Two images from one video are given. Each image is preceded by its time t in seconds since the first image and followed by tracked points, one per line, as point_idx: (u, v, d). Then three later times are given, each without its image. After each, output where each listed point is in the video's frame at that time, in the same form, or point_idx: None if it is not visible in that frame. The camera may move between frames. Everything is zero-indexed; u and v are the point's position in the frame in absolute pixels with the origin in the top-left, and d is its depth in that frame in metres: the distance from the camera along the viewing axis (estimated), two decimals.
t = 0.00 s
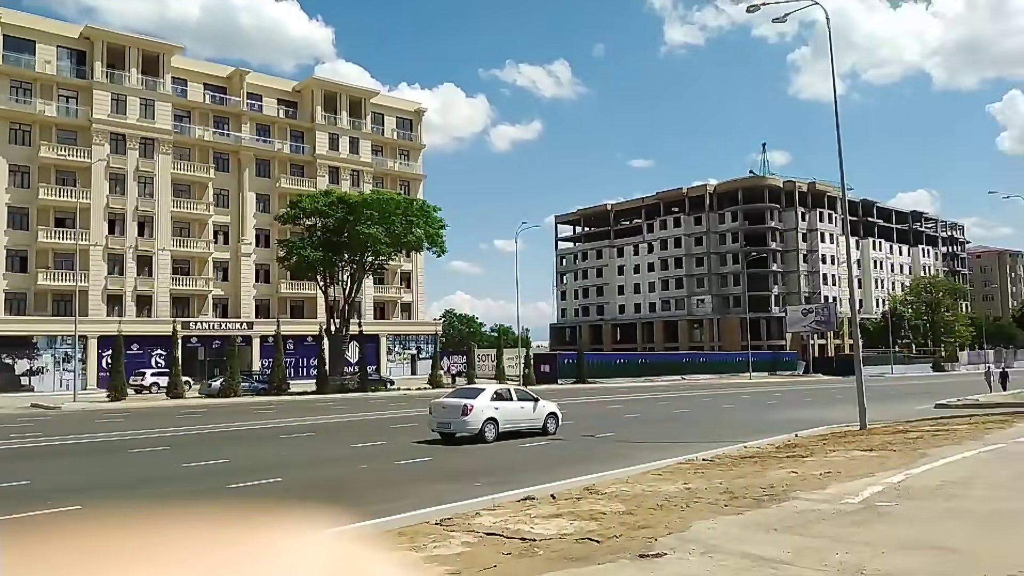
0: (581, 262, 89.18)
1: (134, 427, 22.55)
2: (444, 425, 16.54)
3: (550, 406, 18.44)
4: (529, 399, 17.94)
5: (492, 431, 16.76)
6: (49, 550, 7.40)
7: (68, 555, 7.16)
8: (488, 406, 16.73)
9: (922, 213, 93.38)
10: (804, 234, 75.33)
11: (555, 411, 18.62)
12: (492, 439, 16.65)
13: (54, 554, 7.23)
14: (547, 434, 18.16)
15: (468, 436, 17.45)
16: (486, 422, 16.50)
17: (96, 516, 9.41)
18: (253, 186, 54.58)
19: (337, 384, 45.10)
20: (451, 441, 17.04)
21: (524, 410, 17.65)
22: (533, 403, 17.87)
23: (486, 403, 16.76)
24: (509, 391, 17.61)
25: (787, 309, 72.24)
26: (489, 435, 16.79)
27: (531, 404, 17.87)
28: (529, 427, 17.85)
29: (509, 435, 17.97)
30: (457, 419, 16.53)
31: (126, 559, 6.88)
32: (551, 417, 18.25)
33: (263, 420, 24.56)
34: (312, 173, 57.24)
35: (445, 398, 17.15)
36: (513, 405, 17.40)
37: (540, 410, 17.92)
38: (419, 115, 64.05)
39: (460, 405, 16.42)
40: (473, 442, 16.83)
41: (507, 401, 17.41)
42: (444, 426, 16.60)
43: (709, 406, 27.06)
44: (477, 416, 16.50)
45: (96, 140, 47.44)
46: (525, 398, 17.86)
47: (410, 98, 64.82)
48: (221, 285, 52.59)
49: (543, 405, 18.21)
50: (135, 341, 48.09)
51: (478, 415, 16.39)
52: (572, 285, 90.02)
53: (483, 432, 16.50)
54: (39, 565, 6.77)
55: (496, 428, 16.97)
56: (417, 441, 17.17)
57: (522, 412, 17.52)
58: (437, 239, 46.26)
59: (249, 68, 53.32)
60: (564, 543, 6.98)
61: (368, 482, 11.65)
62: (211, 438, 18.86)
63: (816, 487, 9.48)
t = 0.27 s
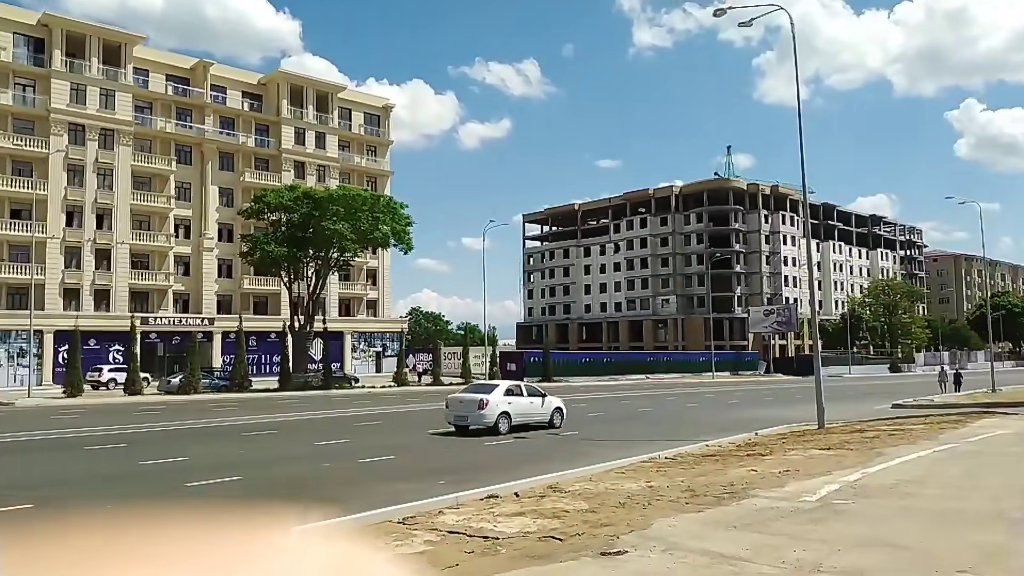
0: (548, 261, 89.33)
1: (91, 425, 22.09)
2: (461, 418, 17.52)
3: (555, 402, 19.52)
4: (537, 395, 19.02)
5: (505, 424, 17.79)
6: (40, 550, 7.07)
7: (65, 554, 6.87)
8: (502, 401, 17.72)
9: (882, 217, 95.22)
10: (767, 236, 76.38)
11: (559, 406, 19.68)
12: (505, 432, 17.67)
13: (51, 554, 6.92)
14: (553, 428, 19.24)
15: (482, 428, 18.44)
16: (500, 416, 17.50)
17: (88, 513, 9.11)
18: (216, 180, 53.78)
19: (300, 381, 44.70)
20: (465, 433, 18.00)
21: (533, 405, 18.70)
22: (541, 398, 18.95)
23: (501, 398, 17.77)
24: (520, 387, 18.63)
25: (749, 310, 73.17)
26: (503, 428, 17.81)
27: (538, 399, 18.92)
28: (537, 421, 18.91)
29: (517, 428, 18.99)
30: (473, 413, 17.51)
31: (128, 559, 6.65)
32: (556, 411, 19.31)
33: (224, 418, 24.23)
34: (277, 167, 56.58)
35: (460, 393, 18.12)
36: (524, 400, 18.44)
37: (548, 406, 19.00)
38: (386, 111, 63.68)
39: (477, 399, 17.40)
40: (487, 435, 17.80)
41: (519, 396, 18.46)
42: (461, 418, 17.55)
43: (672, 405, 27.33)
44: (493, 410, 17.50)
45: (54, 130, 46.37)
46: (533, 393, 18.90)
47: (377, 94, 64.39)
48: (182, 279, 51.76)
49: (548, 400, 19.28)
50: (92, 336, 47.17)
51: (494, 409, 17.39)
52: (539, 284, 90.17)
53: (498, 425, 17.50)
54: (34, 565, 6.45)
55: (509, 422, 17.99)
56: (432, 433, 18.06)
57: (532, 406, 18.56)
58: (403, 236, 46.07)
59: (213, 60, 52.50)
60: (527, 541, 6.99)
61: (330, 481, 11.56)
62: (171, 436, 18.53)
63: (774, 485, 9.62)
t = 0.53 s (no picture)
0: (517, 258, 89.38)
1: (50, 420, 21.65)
2: (473, 411, 18.62)
3: (558, 396, 20.74)
4: (543, 389, 20.22)
5: (515, 416, 18.95)
6: (41, 549, 6.93)
7: (67, 555, 6.70)
8: (512, 395, 18.87)
9: (844, 219, 96.76)
10: (733, 236, 77.25)
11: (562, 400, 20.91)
12: (515, 424, 18.84)
13: (52, 554, 6.77)
14: (557, 420, 20.49)
15: (491, 420, 19.58)
16: (511, 409, 18.66)
17: (86, 513, 8.92)
18: (180, 171, 52.95)
19: (265, 377, 44.25)
20: (477, 425, 19.13)
21: (539, 399, 19.89)
22: (547, 392, 20.16)
23: (511, 392, 18.93)
24: (528, 382, 19.81)
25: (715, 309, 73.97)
26: (513, 419, 18.98)
27: (544, 393, 20.12)
28: (542, 413, 20.13)
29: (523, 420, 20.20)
30: (485, 406, 18.63)
31: (138, 559, 6.50)
32: (559, 405, 20.54)
33: (189, 413, 23.91)
34: (243, 159, 55.84)
35: (472, 388, 19.24)
36: (532, 394, 19.64)
37: (552, 399, 20.25)
38: (356, 105, 63.21)
39: (490, 394, 18.52)
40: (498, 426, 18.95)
41: (527, 390, 19.67)
42: (474, 411, 18.66)
43: (640, 402, 27.58)
44: (504, 403, 18.65)
45: (13, 119, 45.27)
46: (539, 388, 20.10)
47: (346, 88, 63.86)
48: (144, 273, 50.89)
49: (553, 394, 20.50)
50: (51, 330, 46.14)
51: (506, 402, 18.53)
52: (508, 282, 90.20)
53: (509, 417, 18.67)
54: (37, 563, 6.29)
55: (518, 414, 19.17)
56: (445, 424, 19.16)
57: (538, 400, 19.76)
58: (371, 231, 45.78)
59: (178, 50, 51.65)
60: (491, 538, 7.00)
61: (295, 478, 11.49)
62: (133, 433, 18.25)
63: (736, 481, 9.76)
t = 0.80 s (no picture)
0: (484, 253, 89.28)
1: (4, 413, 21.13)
2: (477, 402, 19.60)
3: (553, 388, 21.90)
4: (540, 382, 21.35)
5: (516, 407, 20.00)
6: (32, 548, 6.71)
7: (48, 555, 6.47)
8: (513, 387, 19.90)
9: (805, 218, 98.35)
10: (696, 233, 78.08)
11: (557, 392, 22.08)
12: (516, 414, 19.87)
13: (32, 554, 6.53)
14: (553, 411, 21.66)
15: (493, 411, 20.66)
16: (513, 400, 19.70)
17: (62, 511, 8.67)
18: (139, 160, 51.94)
19: (226, 370, 43.71)
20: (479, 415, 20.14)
21: (537, 391, 21.00)
22: (544, 385, 21.28)
23: (513, 384, 19.97)
24: (527, 375, 20.91)
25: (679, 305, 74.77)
26: (513, 410, 20.03)
27: (541, 386, 21.24)
28: (539, 405, 21.25)
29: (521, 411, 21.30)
30: (488, 397, 19.61)
31: (131, 557, 6.30)
32: (555, 396, 21.71)
33: (148, 407, 23.52)
34: (204, 149, 54.93)
35: (475, 379, 20.20)
36: (531, 386, 20.75)
37: (549, 392, 21.37)
38: (321, 96, 62.58)
39: (493, 386, 19.52)
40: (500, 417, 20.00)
41: (526, 383, 20.76)
42: (477, 402, 19.64)
43: (604, 397, 27.81)
44: (506, 395, 19.68)
45: None
46: (536, 381, 21.21)
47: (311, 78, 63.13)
48: (101, 264, 49.88)
49: (549, 387, 21.63)
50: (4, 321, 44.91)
51: (508, 394, 19.54)
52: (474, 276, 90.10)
53: (510, 408, 19.71)
54: (18, 564, 6.05)
55: (518, 405, 20.22)
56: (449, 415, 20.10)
57: (535, 392, 20.86)
58: (336, 224, 45.39)
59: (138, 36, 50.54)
60: (455, 532, 6.99)
61: (256, 473, 11.38)
62: (91, 426, 17.88)
63: (697, 475, 9.88)
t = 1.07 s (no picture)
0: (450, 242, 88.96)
1: None
2: (480, 387, 21.21)
3: (548, 374, 23.49)
4: (538, 369, 22.94)
5: (515, 393, 21.63)
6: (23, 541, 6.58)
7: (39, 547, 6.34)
8: (513, 374, 21.48)
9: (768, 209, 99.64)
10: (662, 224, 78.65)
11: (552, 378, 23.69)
12: (516, 400, 21.51)
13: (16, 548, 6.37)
14: (548, 396, 23.32)
15: (493, 396, 22.27)
16: (513, 387, 21.29)
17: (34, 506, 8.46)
18: (97, 147, 50.75)
19: (188, 361, 43.06)
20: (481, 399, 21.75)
21: (535, 377, 22.60)
22: (541, 372, 22.89)
23: (513, 371, 21.56)
24: (526, 362, 22.49)
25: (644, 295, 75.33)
26: (513, 396, 21.63)
27: (538, 372, 22.82)
28: (536, 390, 22.87)
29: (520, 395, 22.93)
30: (491, 383, 21.22)
31: (112, 552, 6.17)
32: (551, 382, 23.32)
33: (109, 398, 23.11)
34: (164, 135, 53.81)
35: (477, 366, 21.77)
36: (529, 373, 22.34)
37: (545, 378, 22.98)
38: (284, 82, 61.70)
39: (495, 373, 21.10)
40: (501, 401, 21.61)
41: (525, 370, 22.39)
42: (480, 387, 21.23)
43: (571, 386, 28.03)
44: (507, 381, 21.29)
45: None
46: (534, 368, 22.79)
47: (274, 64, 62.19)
48: (58, 252, 48.75)
49: (545, 373, 23.22)
50: None
51: (507, 381, 21.13)
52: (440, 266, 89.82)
53: (510, 394, 21.33)
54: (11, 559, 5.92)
55: (518, 391, 21.84)
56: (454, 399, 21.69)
57: (533, 378, 22.43)
58: (300, 212, 44.92)
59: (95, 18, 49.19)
60: (420, 522, 6.97)
61: (219, 464, 11.27)
62: (49, 418, 17.56)
63: (661, 462, 9.98)
